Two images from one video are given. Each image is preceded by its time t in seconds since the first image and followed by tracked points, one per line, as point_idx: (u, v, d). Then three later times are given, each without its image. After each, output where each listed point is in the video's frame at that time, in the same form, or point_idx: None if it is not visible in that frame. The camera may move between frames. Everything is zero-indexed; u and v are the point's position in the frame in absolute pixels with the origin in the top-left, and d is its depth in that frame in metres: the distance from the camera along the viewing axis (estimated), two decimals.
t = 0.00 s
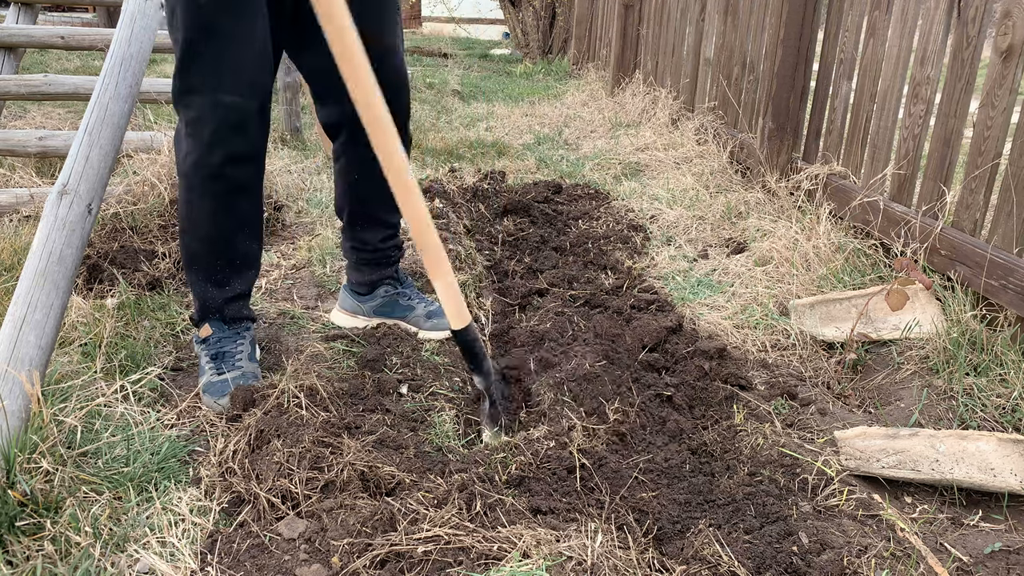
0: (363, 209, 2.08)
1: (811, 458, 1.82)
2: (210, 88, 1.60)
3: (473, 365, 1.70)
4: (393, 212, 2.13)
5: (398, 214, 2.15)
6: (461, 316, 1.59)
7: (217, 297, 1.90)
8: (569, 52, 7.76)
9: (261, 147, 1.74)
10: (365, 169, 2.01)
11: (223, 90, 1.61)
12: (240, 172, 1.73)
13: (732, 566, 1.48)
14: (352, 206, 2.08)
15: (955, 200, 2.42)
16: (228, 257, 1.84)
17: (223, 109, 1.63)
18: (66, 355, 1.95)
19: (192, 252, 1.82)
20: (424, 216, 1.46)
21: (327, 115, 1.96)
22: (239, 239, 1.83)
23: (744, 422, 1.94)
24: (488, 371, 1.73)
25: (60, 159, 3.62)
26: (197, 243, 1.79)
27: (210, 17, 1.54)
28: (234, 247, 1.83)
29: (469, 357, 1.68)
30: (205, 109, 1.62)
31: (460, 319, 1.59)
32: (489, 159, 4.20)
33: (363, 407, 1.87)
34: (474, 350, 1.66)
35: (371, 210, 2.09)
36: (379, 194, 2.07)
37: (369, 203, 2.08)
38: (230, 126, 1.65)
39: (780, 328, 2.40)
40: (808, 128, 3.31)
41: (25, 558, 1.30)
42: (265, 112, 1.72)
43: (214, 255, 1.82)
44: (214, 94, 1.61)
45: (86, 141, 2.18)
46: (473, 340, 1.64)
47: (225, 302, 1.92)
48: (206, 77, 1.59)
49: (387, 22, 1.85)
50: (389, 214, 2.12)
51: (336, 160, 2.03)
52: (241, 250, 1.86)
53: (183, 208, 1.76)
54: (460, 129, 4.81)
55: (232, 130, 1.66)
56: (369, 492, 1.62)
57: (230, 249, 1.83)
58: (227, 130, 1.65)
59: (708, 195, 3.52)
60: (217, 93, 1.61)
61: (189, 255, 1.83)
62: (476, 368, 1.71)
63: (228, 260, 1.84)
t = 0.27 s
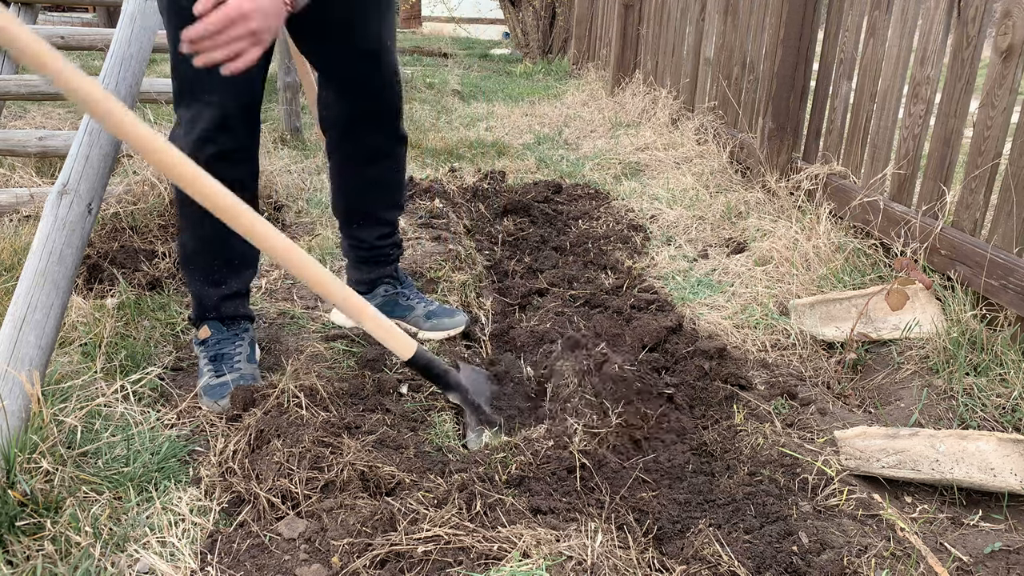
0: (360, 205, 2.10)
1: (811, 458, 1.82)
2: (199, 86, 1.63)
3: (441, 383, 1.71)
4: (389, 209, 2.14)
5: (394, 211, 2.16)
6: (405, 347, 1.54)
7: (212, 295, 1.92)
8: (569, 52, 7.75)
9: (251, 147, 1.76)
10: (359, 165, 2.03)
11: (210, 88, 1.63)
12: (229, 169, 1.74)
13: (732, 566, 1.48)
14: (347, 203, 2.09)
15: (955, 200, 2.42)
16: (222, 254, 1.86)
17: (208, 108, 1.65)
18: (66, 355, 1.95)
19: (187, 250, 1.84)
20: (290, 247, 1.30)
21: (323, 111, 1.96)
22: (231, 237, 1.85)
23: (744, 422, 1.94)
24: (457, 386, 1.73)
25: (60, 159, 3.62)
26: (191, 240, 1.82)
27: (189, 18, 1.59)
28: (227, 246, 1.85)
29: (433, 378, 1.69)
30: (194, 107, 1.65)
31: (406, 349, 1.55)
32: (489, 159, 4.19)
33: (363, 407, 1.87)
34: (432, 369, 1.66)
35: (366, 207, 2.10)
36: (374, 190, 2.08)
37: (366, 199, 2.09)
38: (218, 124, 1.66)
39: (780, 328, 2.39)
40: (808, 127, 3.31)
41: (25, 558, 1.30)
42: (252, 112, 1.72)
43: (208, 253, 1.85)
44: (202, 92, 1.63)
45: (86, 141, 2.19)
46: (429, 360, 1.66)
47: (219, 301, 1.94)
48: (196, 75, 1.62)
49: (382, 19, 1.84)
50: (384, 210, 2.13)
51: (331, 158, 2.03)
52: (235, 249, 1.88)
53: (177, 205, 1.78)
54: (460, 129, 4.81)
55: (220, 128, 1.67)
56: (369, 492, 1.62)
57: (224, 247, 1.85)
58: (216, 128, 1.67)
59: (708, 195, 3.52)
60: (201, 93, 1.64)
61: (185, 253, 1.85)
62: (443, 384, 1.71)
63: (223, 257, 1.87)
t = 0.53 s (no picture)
0: (356, 204, 2.08)
1: (811, 458, 1.82)
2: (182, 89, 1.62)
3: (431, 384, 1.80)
4: (385, 208, 2.13)
5: (391, 210, 2.14)
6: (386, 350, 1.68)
7: (208, 298, 1.92)
8: (569, 52, 7.76)
9: (238, 148, 1.76)
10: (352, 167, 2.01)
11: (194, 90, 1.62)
12: (218, 171, 1.74)
13: (732, 566, 1.48)
14: (344, 203, 2.08)
15: (955, 200, 2.42)
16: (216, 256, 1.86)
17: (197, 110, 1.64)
18: (66, 355, 1.95)
19: (181, 254, 1.84)
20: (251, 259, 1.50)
21: (315, 112, 1.95)
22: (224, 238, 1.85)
23: (744, 422, 1.94)
24: (450, 386, 1.82)
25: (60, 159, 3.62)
26: (183, 244, 1.82)
27: (174, 19, 1.58)
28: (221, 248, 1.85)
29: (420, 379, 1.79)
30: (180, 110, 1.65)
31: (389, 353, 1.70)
32: (489, 159, 4.19)
33: (363, 407, 1.87)
34: (420, 372, 1.76)
35: (363, 206, 2.09)
36: (369, 190, 2.06)
37: (361, 199, 2.07)
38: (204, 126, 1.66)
39: (780, 328, 2.39)
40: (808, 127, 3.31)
41: (25, 558, 1.30)
42: (239, 113, 1.72)
43: (202, 256, 1.84)
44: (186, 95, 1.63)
45: (86, 141, 2.20)
46: (416, 364, 1.76)
47: (214, 303, 1.93)
48: (180, 79, 1.62)
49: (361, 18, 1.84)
50: (380, 209, 2.12)
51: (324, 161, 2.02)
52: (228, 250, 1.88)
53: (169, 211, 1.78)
54: (460, 129, 4.81)
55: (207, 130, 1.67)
56: (369, 492, 1.62)
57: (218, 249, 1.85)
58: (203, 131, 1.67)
59: (708, 195, 3.52)
60: (189, 95, 1.63)
61: (178, 257, 1.85)
62: (433, 384, 1.80)
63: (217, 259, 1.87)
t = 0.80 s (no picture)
0: (353, 204, 2.08)
1: (811, 458, 1.82)
2: (178, 91, 1.61)
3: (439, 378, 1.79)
4: (383, 205, 2.13)
5: (388, 206, 2.15)
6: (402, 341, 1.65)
7: (207, 298, 1.92)
8: (569, 52, 7.76)
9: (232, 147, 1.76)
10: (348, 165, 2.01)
11: (191, 91, 1.61)
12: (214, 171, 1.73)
13: (732, 566, 1.48)
14: (341, 203, 2.08)
15: (955, 200, 2.42)
16: (215, 257, 1.86)
17: (198, 110, 1.63)
18: (66, 355, 1.95)
19: (180, 257, 1.83)
20: (280, 241, 1.46)
21: (308, 113, 1.94)
22: (223, 239, 1.84)
23: (744, 422, 1.94)
24: (456, 382, 1.81)
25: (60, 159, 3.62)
26: (182, 247, 1.81)
27: (172, 18, 1.56)
28: (220, 249, 1.85)
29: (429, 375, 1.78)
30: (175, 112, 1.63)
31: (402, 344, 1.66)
32: (489, 159, 4.19)
33: (363, 407, 1.87)
34: (428, 366, 1.76)
35: (361, 205, 2.09)
36: (367, 188, 2.06)
37: (358, 197, 2.07)
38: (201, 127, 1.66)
39: (780, 328, 2.39)
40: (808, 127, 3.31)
41: (25, 558, 1.30)
42: (232, 113, 1.74)
43: (201, 257, 1.84)
44: (182, 96, 1.61)
45: (86, 141, 2.20)
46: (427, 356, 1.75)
47: (215, 304, 1.94)
48: (175, 80, 1.60)
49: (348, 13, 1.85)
50: (377, 206, 2.12)
51: (320, 161, 2.02)
52: (227, 250, 1.87)
53: (165, 215, 1.77)
54: (460, 129, 4.81)
55: (205, 131, 1.66)
56: (369, 492, 1.62)
57: (216, 251, 1.85)
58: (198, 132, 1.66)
59: (708, 195, 3.52)
60: (189, 96, 1.62)
61: (177, 260, 1.85)
62: (439, 380, 1.79)
63: (217, 260, 1.86)
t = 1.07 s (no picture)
0: (353, 203, 2.08)
1: (811, 458, 1.82)
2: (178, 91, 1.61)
3: (448, 377, 1.79)
4: (382, 202, 2.14)
5: (387, 204, 2.16)
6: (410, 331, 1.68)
7: (209, 298, 1.92)
8: (569, 52, 7.76)
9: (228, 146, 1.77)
10: (348, 163, 2.01)
11: (190, 93, 1.62)
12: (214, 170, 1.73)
13: (732, 566, 1.48)
14: (341, 201, 2.08)
15: (955, 200, 2.42)
16: (216, 257, 1.85)
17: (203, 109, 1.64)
18: (66, 355, 1.95)
19: (180, 257, 1.83)
20: (303, 224, 1.53)
21: (305, 113, 1.94)
22: (223, 238, 1.84)
23: (744, 422, 1.94)
24: (463, 380, 1.80)
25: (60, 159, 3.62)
26: (182, 247, 1.81)
27: (176, 19, 1.55)
28: (221, 248, 1.85)
29: (438, 373, 1.78)
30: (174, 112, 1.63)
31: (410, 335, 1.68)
32: (489, 159, 4.19)
33: (363, 407, 1.87)
34: (439, 362, 1.75)
35: (361, 203, 2.09)
36: (366, 186, 2.07)
37: (357, 196, 2.07)
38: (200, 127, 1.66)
39: (780, 328, 2.39)
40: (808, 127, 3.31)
41: (25, 558, 1.30)
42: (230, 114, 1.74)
43: (202, 257, 1.84)
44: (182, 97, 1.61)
45: (86, 141, 2.20)
46: (438, 352, 1.74)
47: (217, 303, 1.94)
48: (175, 80, 1.60)
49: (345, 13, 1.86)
50: (377, 204, 2.12)
51: (319, 161, 2.02)
52: (228, 249, 1.87)
53: (165, 215, 1.77)
54: (460, 129, 4.81)
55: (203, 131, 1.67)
56: (369, 492, 1.62)
57: (216, 250, 1.84)
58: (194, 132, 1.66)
59: (708, 195, 3.52)
60: (194, 95, 1.62)
61: (177, 260, 1.85)
62: (447, 377, 1.78)
63: (218, 260, 1.86)
